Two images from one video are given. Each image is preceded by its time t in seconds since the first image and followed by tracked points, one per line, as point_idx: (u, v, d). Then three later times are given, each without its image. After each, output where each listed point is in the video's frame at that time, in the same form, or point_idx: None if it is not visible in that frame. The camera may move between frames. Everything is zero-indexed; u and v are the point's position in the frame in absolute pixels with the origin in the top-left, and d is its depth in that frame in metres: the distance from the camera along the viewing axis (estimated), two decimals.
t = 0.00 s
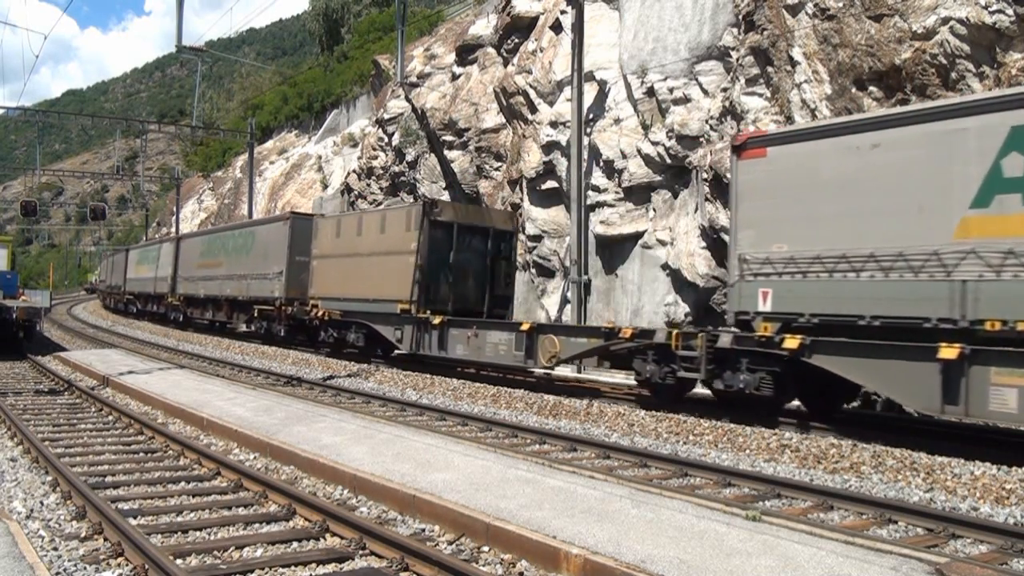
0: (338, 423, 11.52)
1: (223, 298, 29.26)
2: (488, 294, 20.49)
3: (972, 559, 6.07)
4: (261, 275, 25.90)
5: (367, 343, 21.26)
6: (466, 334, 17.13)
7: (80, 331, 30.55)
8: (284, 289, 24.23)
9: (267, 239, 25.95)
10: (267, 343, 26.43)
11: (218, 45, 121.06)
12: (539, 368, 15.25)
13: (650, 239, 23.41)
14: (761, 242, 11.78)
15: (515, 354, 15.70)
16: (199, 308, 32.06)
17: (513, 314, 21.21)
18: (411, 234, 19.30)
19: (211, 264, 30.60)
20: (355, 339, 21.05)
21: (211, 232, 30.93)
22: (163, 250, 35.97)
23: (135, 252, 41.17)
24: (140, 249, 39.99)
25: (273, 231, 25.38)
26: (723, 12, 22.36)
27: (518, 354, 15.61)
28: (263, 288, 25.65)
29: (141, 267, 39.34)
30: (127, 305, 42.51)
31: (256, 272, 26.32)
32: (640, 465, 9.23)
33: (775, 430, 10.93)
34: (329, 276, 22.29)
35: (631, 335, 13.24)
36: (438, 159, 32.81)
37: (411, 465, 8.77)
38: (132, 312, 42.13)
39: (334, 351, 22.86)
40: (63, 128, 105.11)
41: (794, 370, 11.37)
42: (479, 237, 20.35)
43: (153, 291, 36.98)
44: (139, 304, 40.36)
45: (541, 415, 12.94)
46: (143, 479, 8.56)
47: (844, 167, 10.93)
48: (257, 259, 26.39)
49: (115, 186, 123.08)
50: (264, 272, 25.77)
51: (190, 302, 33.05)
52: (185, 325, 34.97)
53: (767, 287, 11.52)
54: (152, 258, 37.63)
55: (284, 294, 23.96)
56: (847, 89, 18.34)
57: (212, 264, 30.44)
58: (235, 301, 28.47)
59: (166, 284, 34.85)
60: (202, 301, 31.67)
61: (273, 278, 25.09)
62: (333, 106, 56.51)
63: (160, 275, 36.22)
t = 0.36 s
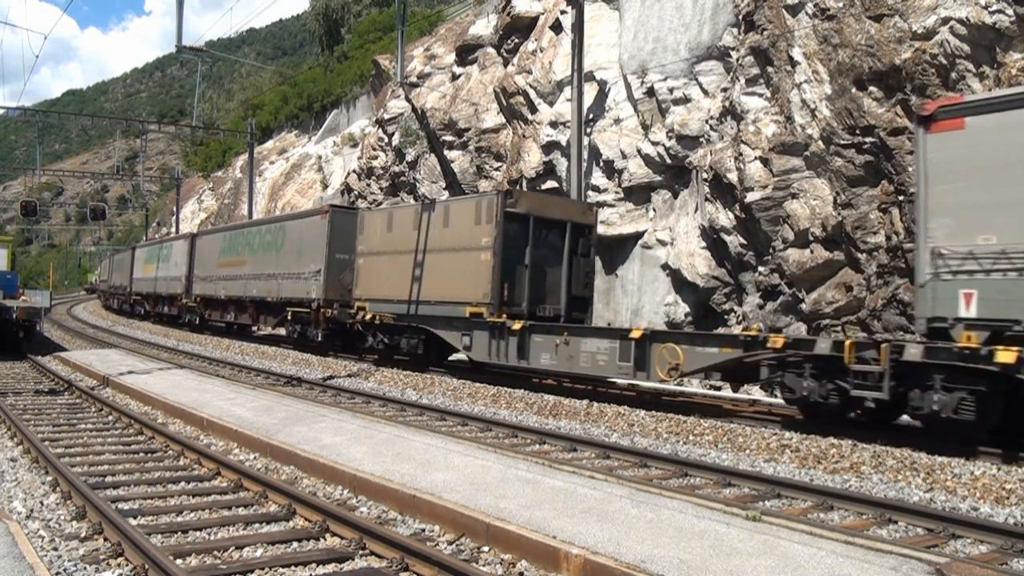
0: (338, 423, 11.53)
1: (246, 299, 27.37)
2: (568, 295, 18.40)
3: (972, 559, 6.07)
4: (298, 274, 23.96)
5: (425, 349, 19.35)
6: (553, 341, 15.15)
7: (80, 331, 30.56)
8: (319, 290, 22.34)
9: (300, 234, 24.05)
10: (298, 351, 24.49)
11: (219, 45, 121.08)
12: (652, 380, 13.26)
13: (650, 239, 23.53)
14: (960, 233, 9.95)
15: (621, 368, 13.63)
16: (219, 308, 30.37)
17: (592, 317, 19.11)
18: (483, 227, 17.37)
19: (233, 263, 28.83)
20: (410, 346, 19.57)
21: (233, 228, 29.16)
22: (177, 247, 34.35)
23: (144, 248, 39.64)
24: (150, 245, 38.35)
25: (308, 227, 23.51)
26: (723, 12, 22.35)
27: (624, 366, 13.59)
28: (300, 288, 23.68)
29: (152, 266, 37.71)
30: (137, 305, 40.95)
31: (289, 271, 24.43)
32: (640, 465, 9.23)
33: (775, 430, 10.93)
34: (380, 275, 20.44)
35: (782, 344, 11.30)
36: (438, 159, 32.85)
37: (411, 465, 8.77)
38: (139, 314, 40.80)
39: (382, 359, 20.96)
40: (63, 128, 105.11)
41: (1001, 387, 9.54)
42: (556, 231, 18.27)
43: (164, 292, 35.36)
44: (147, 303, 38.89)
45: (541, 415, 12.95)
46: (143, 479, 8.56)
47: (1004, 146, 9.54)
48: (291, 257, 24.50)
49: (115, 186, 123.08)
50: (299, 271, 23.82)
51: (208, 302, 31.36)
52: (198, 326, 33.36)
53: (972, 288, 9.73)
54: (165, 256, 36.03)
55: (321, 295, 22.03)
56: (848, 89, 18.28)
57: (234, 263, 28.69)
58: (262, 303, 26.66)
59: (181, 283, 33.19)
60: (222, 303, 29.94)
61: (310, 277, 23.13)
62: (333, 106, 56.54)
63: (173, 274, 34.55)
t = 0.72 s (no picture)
0: (338, 422, 11.53)
1: (275, 301, 24.84)
2: (669, 298, 15.71)
3: (972, 559, 6.07)
4: (340, 273, 21.40)
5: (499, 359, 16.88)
6: (671, 351, 12.87)
7: (80, 331, 30.55)
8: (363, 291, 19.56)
9: (342, 228, 21.48)
10: (342, 357, 22.04)
11: (218, 45, 121.10)
12: (809, 398, 11.09)
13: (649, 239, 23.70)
14: None
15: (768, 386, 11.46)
16: (241, 309, 28.01)
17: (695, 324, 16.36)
18: (577, 218, 14.90)
19: (257, 261, 26.36)
20: (483, 353, 16.74)
21: (259, 222, 26.77)
22: (193, 244, 32.15)
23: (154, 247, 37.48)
24: (162, 242, 36.19)
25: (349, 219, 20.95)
26: (723, 13, 22.38)
27: (771, 382, 11.40)
28: (342, 288, 21.10)
29: (162, 264, 35.58)
30: (147, 306, 38.85)
31: (328, 270, 21.89)
32: (640, 465, 9.23)
33: (775, 430, 10.93)
34: (444, 274, 18.01)
35: (992, 359, 9.40)
36: (438, 159, 32.90)
37: (411, 465, 8.78)
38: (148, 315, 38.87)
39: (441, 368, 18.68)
40: (63, 128, 105.09)
41: None
42: (656, 224, 15.71)
43: (178, 292, 33.19)
44: (157, 304, 36.85)
45: (540, 415, 12.95)
46: (143, 479, 8.56)
47: None
48: (331, 254, 21.94)
49: (115, 186, 123.05)
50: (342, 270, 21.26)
51: (229, 302, 29.03)
52: (216, 329, 31.19)
53: None
54: (178, 254, 33.84)
55: (368, 297, 19.38)
56: (848, 89, 18.31)
57: (259, 261, 26.25)
58: (294, 305, 24.11)
59: (196, 283, 30.93)
60: (245, 304, 27.59)
61: (356, 276, 20.60)
62: (333, 106, 56.56)
63: (186, 274, 32.37)
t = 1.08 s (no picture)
0: (338, 422, 11.54)
1: (313, 302, 22.80)
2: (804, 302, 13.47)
3: (971, 559, 6.07)
4: (393, 272, 19.36)
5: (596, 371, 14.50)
6: (834, 365, 10.81)
7: (79, 331, 30.55)
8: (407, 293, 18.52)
9: (393, 222, 19.54)
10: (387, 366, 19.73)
11: (219, 45, 121.17)
12: None
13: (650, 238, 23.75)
14: None
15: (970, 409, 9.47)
16: (269, 312, 25.90)
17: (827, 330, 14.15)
18: (704, 208, 12.70)
19: (289, 260, 24.30)
20: (578, 364, 14.40)
21: (290, 217, 24.66)
22: (213, 241, 30.16)
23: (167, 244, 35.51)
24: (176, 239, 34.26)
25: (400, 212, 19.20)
26: (723, 13, 22.40)
27: (972, 405, 9.46)
28: (398, 289, 19.00)
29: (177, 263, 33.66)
30: (160, 307, 36.96)
31: (379, 269, 19.90)
32: (640, 465, 9.23)
33: (775, 430, 10.92)
34: (523, 271, 15.89)
35: None
36: (438, 159, 32.93)
37: (412, 465, 8.77)
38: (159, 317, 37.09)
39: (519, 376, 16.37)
40: (63, 128, 105.14)
41: None
42: (789, 215, 13.42)
43: (195, 292, 31.24)
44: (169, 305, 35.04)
45: (541, 415, 12.95)
46: (143, 479, 8.56)
47: None
48: (380, 251, 19.99)
49: (115, 186, 123.08)
50: (395, 269, 19.26)
51: (254, 304, 26.95)
52: (238, 332, 29.20)
53: None
54: (195, 252, 31.86)
55: (429, 299, 17.58)
56: (848, 89, 18.31)
57: (292, 259, 24.18)
58: (335, 306, 22.03)
59: (218, 283, 28.98)
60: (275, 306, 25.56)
61: (414, 276, 18.57)
62: (333, 106, 56.57)
63: (205, 274, 30.40)
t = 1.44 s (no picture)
0: (338, 422, 11.54)
1: (358, 304, 20.72)
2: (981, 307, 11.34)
3: (971, 559, 6.07)
4: (460, 270, 17.29)
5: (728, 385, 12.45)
6: None
7: (79, 331, 30.54)
8: (408, 295, 18.65)
9: (460, 213, 17.50)
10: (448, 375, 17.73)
11: (219, 45, 121.18)
12: None
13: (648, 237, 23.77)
14: None
15: None
16: (305, 316, 23.89)
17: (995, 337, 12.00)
18: (877, 192, 10.57)
19: (329, 257, 22.20)
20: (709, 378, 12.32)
21: (328, 210, 22.56)
22: (234, 237, 28.39)
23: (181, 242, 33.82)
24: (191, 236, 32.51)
25: (405, 211, 19.29)
26: (723, 13, 22.41)
27: None
28: (469, 290, 16.88)
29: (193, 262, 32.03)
30: (172, 309, 35.35)
31: (442, 267, 17.81)
32: (640, 465, 9.23)
33: (775, 430, 10.92)
34: (629, 270, 13.50)
35: None
36: (438, 160, 32.98)
37: (411, 465, 8.77)
38: (171, 319, 35.54)
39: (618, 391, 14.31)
40: (63, 128, 105.16)
41: None
42: (964, 202, 11.24)
43: (214, 293, 29.47)
44: (184, 307, 33.53)
45: (541, 415, 12.95)
46: (143, 479, 8.56)
47: None
48: (443, 246, 17.91)
49: (115, 186, 123.05)
50: (463, 267, 17.18)
51: (287, 307, 24.92)
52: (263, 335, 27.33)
53: None
54: (213, 249, 30.12)
55: (509, 302, 15.74)
56: (847, 89, 18.30)
57: (333, 257, 22.05)
58: (387, 309, 19.95)
59: (243, 282, 27.14)
60: (313, 309, 23.52)
61: (488, 273, 16.48)
62: (333, 106, 56.57)
63: (226, 273, 28.68)
